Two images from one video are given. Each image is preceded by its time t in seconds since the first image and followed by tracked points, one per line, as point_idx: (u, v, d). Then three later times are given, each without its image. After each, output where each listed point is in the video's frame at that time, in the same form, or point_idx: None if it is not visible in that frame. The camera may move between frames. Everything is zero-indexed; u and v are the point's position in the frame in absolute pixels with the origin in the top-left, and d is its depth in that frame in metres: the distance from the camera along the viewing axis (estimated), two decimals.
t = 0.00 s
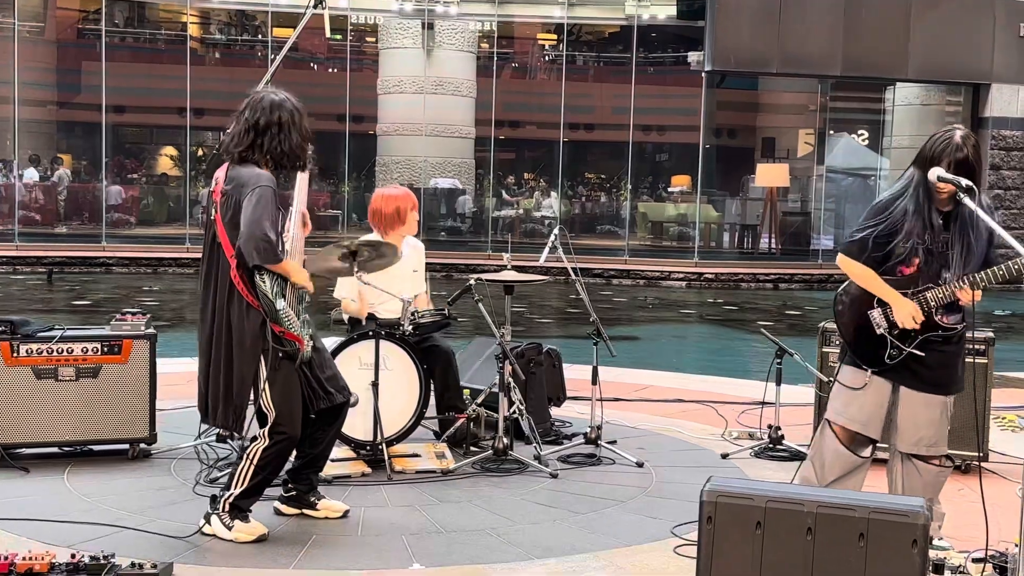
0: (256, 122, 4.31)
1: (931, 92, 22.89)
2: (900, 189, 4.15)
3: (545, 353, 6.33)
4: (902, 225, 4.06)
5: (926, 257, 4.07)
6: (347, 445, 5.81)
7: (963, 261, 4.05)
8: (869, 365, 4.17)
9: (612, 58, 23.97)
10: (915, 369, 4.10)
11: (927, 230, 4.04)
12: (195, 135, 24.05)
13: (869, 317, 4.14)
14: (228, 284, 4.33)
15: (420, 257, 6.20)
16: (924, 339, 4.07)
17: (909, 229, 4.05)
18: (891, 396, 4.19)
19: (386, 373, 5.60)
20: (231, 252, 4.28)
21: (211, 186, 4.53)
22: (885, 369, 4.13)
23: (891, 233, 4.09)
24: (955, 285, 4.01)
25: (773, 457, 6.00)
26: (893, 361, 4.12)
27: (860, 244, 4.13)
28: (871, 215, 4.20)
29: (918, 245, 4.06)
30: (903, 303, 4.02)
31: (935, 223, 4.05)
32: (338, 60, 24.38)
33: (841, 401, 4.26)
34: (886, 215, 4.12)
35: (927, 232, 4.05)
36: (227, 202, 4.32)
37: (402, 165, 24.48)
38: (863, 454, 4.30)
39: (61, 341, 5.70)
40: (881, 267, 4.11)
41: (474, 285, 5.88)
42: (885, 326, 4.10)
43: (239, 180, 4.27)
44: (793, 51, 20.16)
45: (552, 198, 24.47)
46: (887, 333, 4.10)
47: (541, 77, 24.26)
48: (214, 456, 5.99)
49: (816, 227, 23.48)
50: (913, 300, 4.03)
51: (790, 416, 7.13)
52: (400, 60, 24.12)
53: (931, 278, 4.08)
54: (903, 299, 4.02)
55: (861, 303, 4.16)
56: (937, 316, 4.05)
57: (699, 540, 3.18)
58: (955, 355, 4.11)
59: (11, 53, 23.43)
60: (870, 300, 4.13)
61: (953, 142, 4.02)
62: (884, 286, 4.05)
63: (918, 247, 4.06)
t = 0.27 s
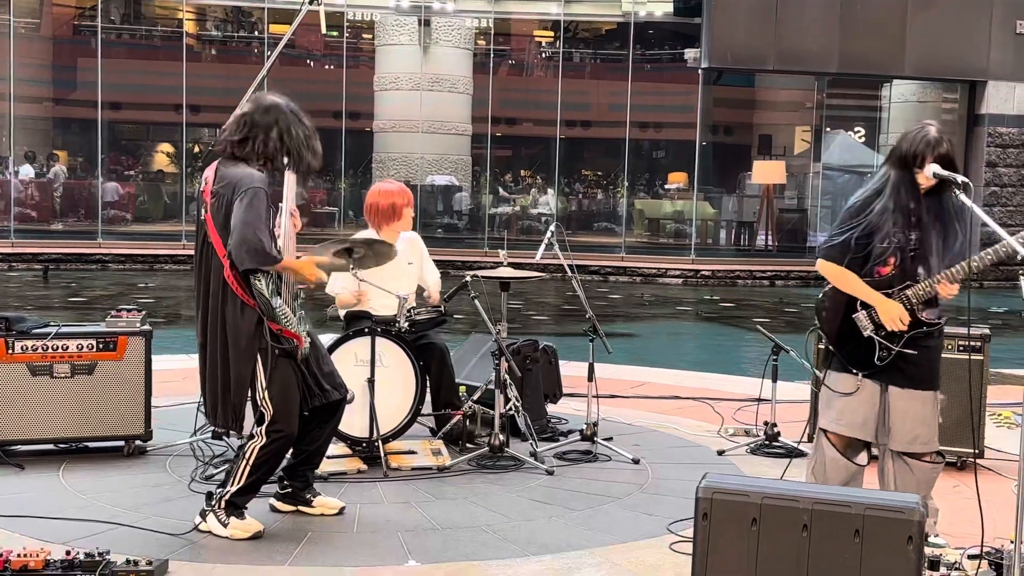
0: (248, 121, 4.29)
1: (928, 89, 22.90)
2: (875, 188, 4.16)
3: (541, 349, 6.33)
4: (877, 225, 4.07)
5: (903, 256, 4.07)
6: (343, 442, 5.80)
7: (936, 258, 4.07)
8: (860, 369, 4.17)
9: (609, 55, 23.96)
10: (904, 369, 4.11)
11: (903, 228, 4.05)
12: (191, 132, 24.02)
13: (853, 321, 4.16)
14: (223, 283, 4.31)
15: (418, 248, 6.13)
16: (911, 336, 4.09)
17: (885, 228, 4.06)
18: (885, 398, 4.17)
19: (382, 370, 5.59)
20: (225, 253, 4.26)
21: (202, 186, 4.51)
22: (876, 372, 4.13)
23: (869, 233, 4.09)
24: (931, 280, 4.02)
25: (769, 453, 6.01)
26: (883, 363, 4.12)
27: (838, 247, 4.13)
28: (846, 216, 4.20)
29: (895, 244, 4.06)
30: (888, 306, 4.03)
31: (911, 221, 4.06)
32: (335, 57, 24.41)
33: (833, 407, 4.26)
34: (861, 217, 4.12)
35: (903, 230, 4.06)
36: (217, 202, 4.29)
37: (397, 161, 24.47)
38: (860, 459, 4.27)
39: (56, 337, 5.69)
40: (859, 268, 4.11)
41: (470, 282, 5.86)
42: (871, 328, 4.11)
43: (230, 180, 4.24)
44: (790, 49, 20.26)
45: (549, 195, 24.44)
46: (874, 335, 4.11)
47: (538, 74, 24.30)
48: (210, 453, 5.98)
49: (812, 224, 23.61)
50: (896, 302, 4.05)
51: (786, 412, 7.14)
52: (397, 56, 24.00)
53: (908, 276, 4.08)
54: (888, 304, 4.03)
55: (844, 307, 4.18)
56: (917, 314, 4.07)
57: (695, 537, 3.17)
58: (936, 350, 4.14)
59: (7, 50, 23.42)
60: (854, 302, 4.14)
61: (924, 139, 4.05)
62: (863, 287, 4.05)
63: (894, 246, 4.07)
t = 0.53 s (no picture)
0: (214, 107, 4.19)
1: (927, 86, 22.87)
2: (830, 192, 4.23)
3: (539, 347, 6.32)
4: (838, 227, 4.14)
5: (865, 255, 4.14)
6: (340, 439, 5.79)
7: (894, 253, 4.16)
8: (852, 372, 4.18)
9: (607, 52, 23.95)
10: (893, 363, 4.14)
11: (861, 227, 4.13)
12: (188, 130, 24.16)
13: (835, 327, 4.16)
14: (213, 272, 4.32)
15: (416, 247, 6.20)
16: (893, 330, 4.13)
17: (844, 231, 4.13)
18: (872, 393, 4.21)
19: (380, 368, 5.57)
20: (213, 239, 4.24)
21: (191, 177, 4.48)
22: (868, 373, 4.15)
23: (831, 236, 4.16)
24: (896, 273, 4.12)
25: (767, 451, 6.00)
26: (873, 363, 4.15)
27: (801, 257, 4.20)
28: (804, 224, 4.27)
29: (854, 246, 4.14)
30: (863, 306, 4.07)
31: (868, 221, 4.14)
32: (333, 54, 24.36)
33: (820, 415, 4.26)
34: (819, 222, 4.19)
35: (862, 230, 4.14)
36: (206, 189, 4.26)
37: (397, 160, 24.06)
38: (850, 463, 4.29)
39: (52, 335, 5.68)
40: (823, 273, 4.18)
41: (468, 279, 5.85)
42: (854, 331, 4.13)
43: (213, 166, 4.21)
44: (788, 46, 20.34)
45: (547, 192, 24.53)
46: (858, 336, 4.13)
47: (536, 71, 24.34)
48: (207, 450, 5.98)
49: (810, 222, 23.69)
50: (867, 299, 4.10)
51: (784, 410, 7.13)
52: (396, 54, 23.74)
53: (874, 272, 4.15)
54: (863, 305, 4.08)
55: (823, 317, 4.18)
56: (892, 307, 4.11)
57: (692, 535, 3.17)
58: (920, 339, 4.19)
59: (5, 47, 23.43)
60: (831, 311, 4.16)
61: (875, 136, 4.10)
62: (834, 291, 4.12)
63: (855, 247, 4.14)
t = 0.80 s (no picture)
0: (204, 93, 4.15)
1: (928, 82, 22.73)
2: (820, 183, 4.20)
3: (540, 344, 6.32)
4: (832, 221, 4.14)
5: (857, 249, 4.18)
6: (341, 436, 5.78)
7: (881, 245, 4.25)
8: (849, 369, 4.16)
9: (608, 49, 23.98)
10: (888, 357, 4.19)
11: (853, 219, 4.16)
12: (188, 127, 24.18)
13: (829, 321, 4.17)
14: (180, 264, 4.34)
15: (417, 245, 6.12)
16: (887, 323, 4.17)
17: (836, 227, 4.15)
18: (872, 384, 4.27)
19: (381, 365, 5.54)
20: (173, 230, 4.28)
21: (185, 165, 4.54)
22: (863, 368, 4.15)
23: (823, 230, 4.15)
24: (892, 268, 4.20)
25: (768, 448, 6.00)
26: (867, 356, 4.16)
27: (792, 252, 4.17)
28: (792, 217, 4.24)
29: (848, 241, 4.16)
30: (865, 278, 4.12)
31: (859, 215, 4.18)
32: (333, 52, 24.47)
33: (817, 412, 4.22)
34: (810, 217, 4.16)
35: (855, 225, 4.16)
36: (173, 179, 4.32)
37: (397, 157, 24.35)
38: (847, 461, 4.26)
39: (53, 332, 5.68)
40: (815, 268, 4.20)
41: (469, 276, 5.84)
42: (850, 325, 4.15)
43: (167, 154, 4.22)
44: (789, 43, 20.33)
45: (548, 190, 24.56)
46: (853, 331, 4.15)
47: (537, 68, 24.35)
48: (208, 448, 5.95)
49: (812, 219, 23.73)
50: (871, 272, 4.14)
51: (786, 407, 7.12)
52: (396, 50, 24.06)
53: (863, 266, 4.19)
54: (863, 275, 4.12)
55: (819, 311, 4.19)
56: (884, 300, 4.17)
57: (694, 533, 3.16)
58: (915, 333, 4.22)
59: (5, 45, 23.46)
60: (826, 304, 4.18)
61: (861, 128, 4.18)
62: (828, 283, 4.14)
63: (848, 242, 4.17)
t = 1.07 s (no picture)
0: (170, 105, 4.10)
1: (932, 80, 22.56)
2: (848, 180, 4.04)
3: (545, 342, 6.33)
4: (849, 224, 4.01)
5: (874, 254, 4.05)
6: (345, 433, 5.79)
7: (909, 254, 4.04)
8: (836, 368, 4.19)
9: (612, 47, 23.98)
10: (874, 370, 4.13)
11: (872, 225, 4.01)
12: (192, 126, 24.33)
13: (827, 321, 4.17)
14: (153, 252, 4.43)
15: (423, 244, 6.09)
16: (883, 335, 4.09)
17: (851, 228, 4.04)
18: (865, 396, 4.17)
19: (387, 363, 5.54)
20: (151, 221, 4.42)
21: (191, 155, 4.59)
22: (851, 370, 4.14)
23: (839, 232, 4.04)
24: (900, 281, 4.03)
25: (772, 446, 6.00)
26: (855, 362, 4.13)
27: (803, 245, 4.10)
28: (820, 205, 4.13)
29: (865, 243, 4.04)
30: (854, 302, 4.03)
31: (883, 218, 4.00)
32: (337, 50, 24.31)
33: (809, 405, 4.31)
34: (829, 211, 4.06)
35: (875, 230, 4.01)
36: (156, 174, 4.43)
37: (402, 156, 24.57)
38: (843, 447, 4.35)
39: (58, 331, 5.69)
40: (826, 268, 4.11)
41: (473, 275, 5.84)
42: (845, 329, 4.12)
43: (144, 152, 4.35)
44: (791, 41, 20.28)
45: (552, 188, 24.65)
46: (846, 335, 4.12)
47: (541, 66, 24.22)
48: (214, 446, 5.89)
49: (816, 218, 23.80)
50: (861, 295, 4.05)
51: (790, 405, 7.12)
52: (399, 50, 24.19)
53: (877, 273, 4.06)
54: (851, 300, 4.04)
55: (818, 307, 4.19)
56: (888, 312, 4.07)
57: (700, 531, 3.16)
58: (911, 344, 4.14)
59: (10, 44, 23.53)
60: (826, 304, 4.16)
61: (898, 130, 3.89)
62: (828, 286, 4.07)
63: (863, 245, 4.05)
